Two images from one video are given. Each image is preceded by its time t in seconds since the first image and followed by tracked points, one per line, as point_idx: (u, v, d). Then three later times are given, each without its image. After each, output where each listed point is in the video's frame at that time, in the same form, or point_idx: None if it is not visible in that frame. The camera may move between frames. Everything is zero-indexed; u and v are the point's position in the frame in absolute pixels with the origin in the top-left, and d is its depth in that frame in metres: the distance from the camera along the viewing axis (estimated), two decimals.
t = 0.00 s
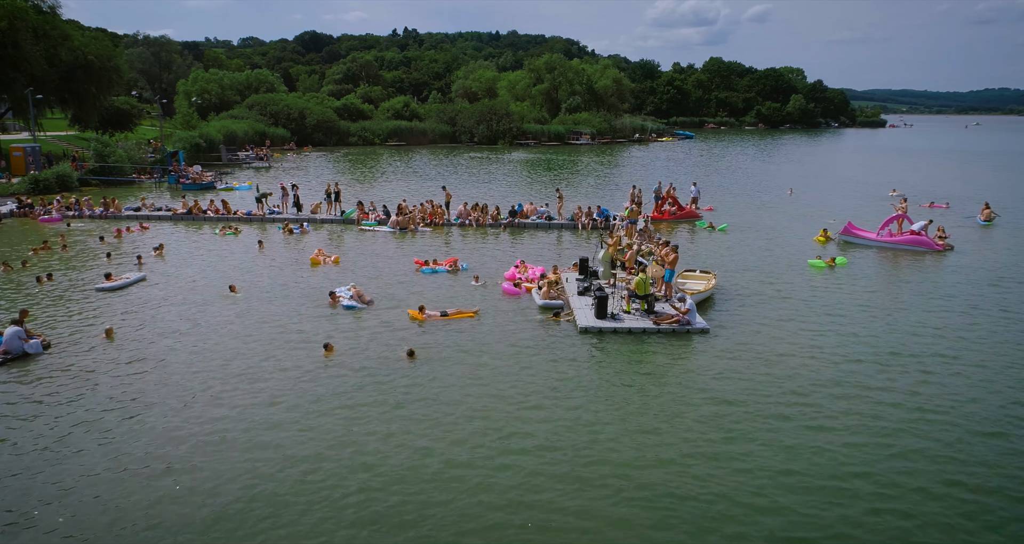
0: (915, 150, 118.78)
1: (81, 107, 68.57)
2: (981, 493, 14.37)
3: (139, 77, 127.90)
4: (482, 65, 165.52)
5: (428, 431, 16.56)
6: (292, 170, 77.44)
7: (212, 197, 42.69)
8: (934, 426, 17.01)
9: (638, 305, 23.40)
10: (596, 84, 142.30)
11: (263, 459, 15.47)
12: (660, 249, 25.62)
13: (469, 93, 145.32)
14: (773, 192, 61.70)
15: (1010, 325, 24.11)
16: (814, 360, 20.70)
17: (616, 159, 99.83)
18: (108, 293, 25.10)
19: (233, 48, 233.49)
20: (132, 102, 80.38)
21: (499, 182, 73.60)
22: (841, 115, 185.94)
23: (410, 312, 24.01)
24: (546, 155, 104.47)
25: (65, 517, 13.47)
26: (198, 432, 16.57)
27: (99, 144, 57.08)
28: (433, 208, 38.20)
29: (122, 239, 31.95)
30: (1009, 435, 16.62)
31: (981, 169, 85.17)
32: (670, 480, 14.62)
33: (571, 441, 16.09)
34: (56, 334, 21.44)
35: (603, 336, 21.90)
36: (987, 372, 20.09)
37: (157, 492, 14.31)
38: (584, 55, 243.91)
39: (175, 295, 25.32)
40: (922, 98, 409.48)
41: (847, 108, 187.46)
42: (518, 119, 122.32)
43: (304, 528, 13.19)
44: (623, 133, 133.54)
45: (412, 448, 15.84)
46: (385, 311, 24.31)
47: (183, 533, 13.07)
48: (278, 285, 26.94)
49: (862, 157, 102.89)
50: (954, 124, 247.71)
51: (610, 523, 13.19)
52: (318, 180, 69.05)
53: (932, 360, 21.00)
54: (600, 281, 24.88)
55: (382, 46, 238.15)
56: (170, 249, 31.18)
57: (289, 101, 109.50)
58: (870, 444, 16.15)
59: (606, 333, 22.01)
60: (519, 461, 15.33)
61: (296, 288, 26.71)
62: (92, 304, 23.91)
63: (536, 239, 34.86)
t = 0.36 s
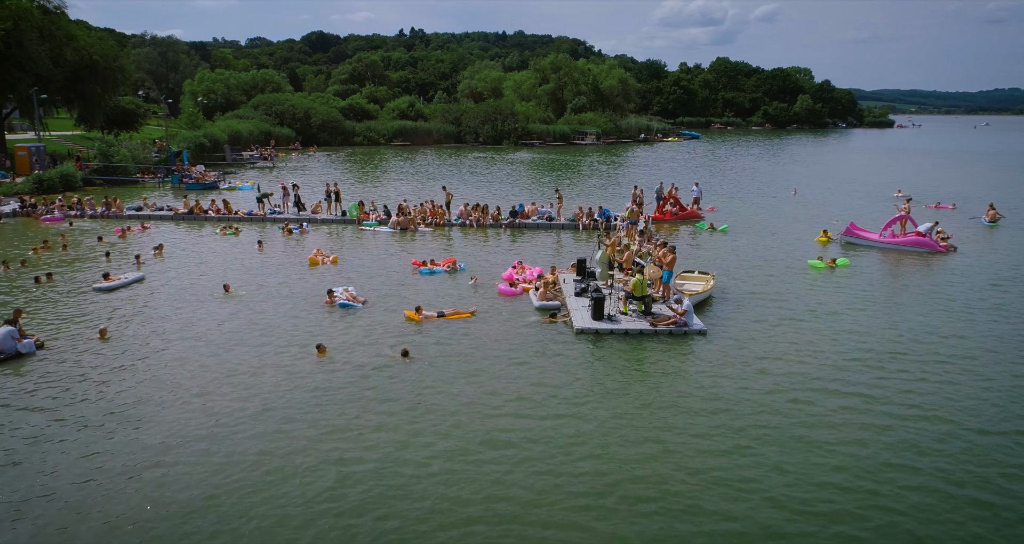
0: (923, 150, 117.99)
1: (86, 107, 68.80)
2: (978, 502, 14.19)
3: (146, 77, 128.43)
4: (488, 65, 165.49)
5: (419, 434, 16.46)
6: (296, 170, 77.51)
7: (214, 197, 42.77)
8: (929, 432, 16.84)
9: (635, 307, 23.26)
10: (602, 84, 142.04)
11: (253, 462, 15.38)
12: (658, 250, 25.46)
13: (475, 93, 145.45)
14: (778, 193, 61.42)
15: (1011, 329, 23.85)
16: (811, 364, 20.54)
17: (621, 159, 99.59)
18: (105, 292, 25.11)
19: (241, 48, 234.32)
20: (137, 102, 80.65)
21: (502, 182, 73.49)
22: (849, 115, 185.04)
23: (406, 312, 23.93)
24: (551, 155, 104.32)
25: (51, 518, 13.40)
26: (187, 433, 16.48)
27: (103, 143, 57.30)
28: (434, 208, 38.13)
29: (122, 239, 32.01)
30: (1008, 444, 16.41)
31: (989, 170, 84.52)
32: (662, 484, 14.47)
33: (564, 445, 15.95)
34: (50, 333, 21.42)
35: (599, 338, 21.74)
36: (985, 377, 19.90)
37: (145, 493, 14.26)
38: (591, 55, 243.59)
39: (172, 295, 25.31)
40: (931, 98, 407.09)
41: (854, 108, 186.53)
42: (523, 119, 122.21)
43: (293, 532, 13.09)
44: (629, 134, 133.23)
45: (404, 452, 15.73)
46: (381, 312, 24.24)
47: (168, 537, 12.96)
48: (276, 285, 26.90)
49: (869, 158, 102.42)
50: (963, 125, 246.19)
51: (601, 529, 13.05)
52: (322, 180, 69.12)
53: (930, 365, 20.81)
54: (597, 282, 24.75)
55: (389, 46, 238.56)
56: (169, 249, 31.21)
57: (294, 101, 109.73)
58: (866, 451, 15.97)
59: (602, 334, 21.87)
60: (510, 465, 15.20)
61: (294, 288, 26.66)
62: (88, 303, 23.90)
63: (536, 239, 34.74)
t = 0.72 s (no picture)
0: (930, 150, 117.32)
1: (91, 107, 69.05)
2: (972, 506, 14.02)
3: (152, 77, 128.88)
4: (494, 65, 165.43)
5: (409, 436, 16.40)
6: (300, 170, 77.60)
7: (215, 197, 42.87)
8: (924, 435, 16.70)
9: (631, 308, 23.14)
10: (607, 84, 141.70)
11: (241, 463, 15.35)
12: (655, 251, 25.34)
13: (480, 93, 145.41)
14: (782, 193, 61.11)
15: (1011, 331, 23.62)
16: (806, 366, 20.40)
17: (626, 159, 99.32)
18: (101, 292, 25.17)
19: (248, 48, 235.03)
20: (142, 102, 80.93)
21: (505, 182, 73.37)
22: (856, 115, 184.15)
23: (402, 313, 23.86)
24: (555, 155, 104.17)
25: (37, 516, 13.42)
26: (175, 433, 16.45)
27: (106, 144, 57.52)
28: (434, 208, 38.07)
29: (122, 239, 32.11)
30: (1004, 447, 16.22)
31: (996, 170, 83.87)
32: (651, 488, 14.37)
33: (554, 448, 15.86)
34: (45, 334, 21.46)
35: (594, 339, 21.64)
36: (983, 380, 19.73)
37: (130, 493, 14.22)
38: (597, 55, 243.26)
39: (168, 294, 25.32)
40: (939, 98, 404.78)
41: (861, 108, 185.62)
42: (528, 119, 122.09)
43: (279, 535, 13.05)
44: (634, 133, 132.90)
45: (393, 454, 15.66)
46: (377, 312, 24.19)
47: (152, 538, 12.91)
48: (273, 286, 26.89)
49: (876, 158, 101.86)
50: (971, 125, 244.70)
51: (588, 534, 12.96)
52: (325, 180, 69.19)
53: (927, 367, 20.65)
54: (593, 283, 24.65)
55: (395, 46, 238.85)
56: (168, 249, 31.25)
57: (299, 101, 109.94)
58: (859, 454, 15.82)
59: (597, 336, 21.77)
60: (499, 469, 15.12)
61: (291, 288, 26.64)
62: (83, 303, 23.94)
63: (535, 240, 34.64)
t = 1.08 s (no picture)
0: (938, 150, 116.51)
1: (96, 107, 69.29)
2: (968, 514, 13.83)
3: (159, 77, 129.38)
4: (500, 64, 165.27)
5: (401, 438, 16.31)
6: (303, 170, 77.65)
7: (216, 197, 42.88)
8: (919, 440, 16.53)
9: (628, 309, 23.00)
10: (613, 84, 141.28)
11: (230, 465, 15.27)
12: (653, 251, 25.19)
13: (486, 93, 145.38)
14: (786, 193, 60.75)
15: (1012, 333, 23.39)
16: (802, 369, 20.23)
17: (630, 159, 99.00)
18: (98, 292, 25.18)
19: (255, 48, 235.61)
20: (147, 102, 81.17)
21: (508, 182, 73.18)
22: (864, 115, 183.23)
23: (399, 314, 23.77)
24: (560, 155, 103.96)
25: (26, 518, 13.39)
26: (165, 434, 16.37)
27: (110, 143, 57.71)
28: (434, 209, 38.00)
29: (122, 239, 32.16)
30: (1002, 453, 16.01)
31: (1005, 171, 83.12)
32: (643, 492, 14.23)
33: (546, 451, 15.74)
34: (38, 334, 21.42)
35: (590, 340, 21.52)
36: (981, 383, 19.53)
37: (116, 495, 14.13)
38: (604, 55, 242.76)
39: (165, 295, 25.29)
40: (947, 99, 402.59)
41: (869, 108, 184.60)
42: (533, 119, 121.91)
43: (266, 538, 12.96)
44: (639, 134, 132.52)
45: (383, 456, 15.57)
46: (372, 312, 24.13)
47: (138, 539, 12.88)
48: (270, 286, 26.86)
49: (883, 158, 101.17)
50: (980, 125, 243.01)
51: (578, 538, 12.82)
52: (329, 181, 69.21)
53: (925, 369, 20.46)
54: (590, 284, 24.52)
55: (402, 46, 239.05)
56: (167, 249, 31.26)
57: (304, 101, 110.13)
58: (855, 459, 15.63)
59: (593, 337, 21.64)
60: (490, 471, 14.99)
61: (287, 288, 26.61)
62: (79, 304, 23.91)
63: (535, 240, 34.52)
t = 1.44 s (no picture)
0: (946, 150, 115.77)
1: (101, 107, 69.57)
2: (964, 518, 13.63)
3: (166, 77, 129.87)
4: (506, 64, 165.20)
5: (392, 438, 16.22)
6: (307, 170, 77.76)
7: (217, 197, 42.96)
8: (913, 442, 16.35)
9: (623, 310, 22.86)
10: (619, 84, 140.94)
11: (219, 465, 15.17)
12: (650, 253, 25.04)
13: (492, 93, 145.39)
14: (791, 193, 60.41)
15: (1013, 334, 23.14)
16: (798, 370, 20.04)
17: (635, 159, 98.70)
18: (96, 292, 25.23)
19: (263, 49, 236.36)
20: (153, 102, 81.50)
21: (512, 182, 73.01)
22: (872, 115, 182.29)
23: (395, 314, 23.70)
24: (565, 155, 103.80)
25: (13, 516, 13.37)
26: (155, 434, 16.35)
27: (114, 143, 57.94)
28: (435, 209, 37.93)
29: (123, 238, 32.24)
30: (998, 456, 15.82)
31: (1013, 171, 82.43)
32: (635, 496, 14.06)
33: (538, 454, 15.58)
34: (33, 334, 21.43)
35: (585, 342, 21.39)
36: (980, 385, 19.32)
37: (103, 495, 14.09)
38: (611, 55, 242.33)
39: (162, 295, 25.30)
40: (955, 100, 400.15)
41: (877, 108, 183.64)
42: (538, 119, 121.77)
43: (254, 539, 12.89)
44: (645, 134, 132.18)
45: (373, 458, 15.46)
46: (368, 313, 24.08)
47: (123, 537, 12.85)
48: (268, 285, 26.84)
49: (891, 158, 100.66)
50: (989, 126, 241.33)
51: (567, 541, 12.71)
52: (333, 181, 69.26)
53: (923, 371, 20.26)
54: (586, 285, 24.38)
55: (409, 46, 239.23)
56: (167, 248, 31.30)
57: (310, 101, 110.35)
58: (850, 463, 15.43)
59: (588, 338, 21.53)
60: (480, 475, 14.88)
61: (284, 288, 26.60)
62: (76, 304, 23.94)
63: (535, 240, 34.39)
